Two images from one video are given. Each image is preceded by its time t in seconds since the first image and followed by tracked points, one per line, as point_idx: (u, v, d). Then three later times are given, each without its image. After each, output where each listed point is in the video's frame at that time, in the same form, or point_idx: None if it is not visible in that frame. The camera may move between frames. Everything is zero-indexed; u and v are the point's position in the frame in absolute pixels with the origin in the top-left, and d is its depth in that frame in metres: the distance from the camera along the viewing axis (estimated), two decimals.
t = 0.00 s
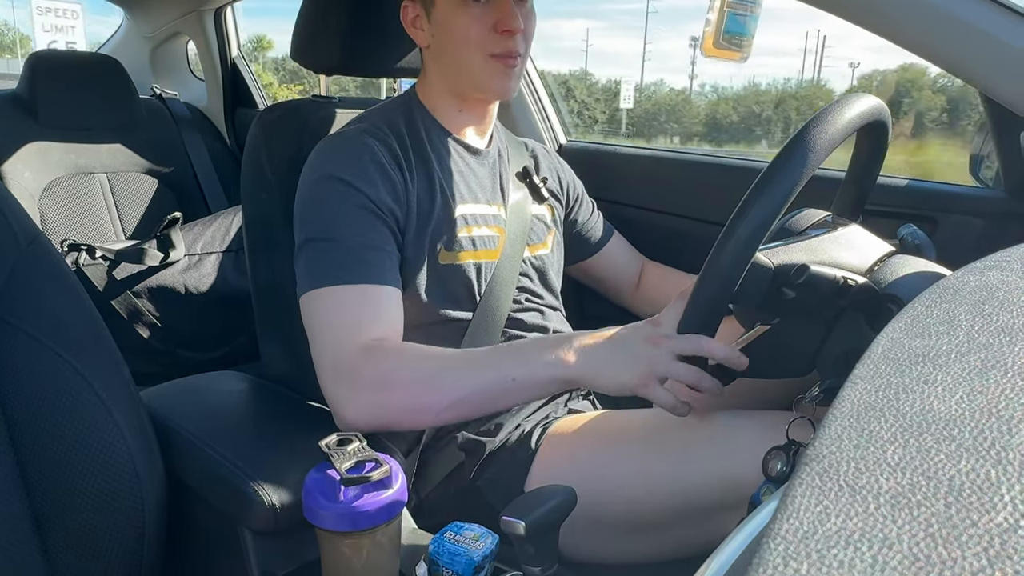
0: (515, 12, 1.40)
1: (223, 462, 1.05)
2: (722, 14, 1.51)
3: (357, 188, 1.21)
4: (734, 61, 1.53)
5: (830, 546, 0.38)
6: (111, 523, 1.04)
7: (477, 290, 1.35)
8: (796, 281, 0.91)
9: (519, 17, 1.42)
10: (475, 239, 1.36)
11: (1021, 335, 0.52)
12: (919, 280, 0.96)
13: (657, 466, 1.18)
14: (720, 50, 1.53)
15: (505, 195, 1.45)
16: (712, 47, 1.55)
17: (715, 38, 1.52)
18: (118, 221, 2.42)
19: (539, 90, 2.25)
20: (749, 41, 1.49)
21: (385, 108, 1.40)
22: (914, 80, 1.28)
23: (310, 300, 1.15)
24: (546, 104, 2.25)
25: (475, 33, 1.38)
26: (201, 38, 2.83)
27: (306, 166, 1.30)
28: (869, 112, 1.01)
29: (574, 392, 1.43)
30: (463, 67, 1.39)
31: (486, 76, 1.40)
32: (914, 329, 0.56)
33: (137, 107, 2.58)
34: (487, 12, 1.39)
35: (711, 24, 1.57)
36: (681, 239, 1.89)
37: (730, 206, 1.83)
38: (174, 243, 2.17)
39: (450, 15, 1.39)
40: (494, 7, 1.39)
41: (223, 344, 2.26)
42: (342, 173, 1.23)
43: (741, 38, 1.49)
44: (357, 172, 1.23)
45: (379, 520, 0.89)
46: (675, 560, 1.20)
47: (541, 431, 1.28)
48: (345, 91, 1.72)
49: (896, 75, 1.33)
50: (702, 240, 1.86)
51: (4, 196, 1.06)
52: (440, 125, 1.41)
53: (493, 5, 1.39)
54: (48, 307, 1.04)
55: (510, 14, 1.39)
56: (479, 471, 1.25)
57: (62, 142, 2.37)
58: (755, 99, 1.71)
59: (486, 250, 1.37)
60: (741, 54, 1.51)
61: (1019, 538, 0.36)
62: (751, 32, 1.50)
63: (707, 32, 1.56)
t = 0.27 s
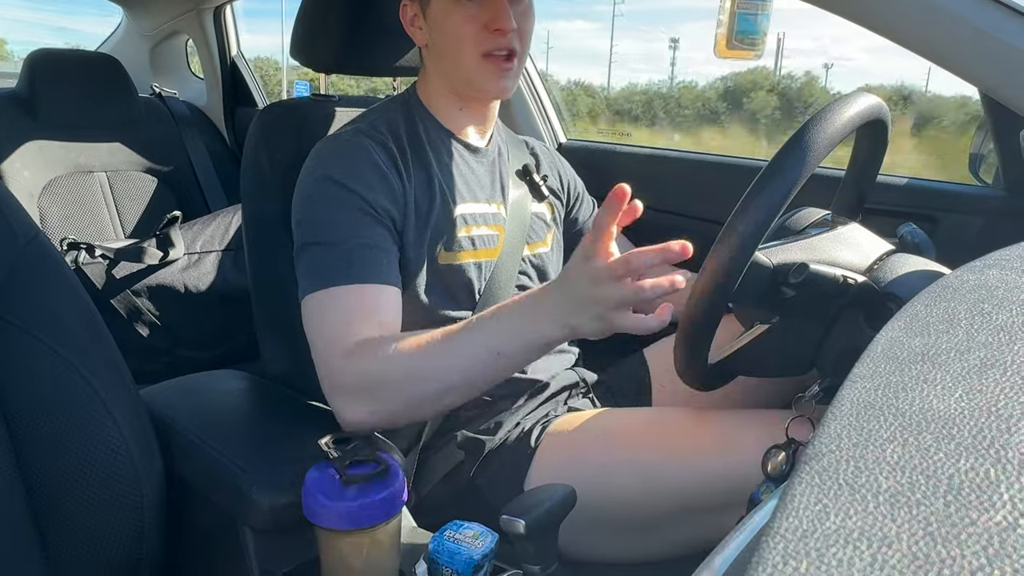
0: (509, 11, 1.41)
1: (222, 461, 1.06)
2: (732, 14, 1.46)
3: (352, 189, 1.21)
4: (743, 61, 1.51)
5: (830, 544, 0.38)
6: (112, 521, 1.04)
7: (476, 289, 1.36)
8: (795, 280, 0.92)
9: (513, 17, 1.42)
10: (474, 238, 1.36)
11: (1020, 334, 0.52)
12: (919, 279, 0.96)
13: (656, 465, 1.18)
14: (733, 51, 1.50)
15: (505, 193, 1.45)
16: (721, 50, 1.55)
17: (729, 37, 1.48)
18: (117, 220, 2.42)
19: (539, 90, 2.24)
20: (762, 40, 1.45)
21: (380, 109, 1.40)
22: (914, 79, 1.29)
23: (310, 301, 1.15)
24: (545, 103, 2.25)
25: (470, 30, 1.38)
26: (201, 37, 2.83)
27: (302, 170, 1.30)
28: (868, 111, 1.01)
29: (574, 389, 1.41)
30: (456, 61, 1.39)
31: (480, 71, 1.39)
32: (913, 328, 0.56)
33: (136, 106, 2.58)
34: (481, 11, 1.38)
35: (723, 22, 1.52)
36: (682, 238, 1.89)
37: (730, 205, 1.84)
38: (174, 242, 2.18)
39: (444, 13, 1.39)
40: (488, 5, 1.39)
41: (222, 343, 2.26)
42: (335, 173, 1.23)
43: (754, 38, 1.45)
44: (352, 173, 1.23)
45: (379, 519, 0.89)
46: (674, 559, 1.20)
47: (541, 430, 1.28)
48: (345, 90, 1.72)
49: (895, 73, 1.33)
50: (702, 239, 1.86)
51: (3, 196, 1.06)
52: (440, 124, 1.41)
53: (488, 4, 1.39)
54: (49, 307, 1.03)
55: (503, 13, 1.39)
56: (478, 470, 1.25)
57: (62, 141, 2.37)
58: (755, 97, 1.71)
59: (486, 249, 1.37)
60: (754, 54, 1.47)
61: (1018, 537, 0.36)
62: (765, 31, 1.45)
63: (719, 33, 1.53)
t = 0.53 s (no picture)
0: (507, 10, 1.41)
1: (223, 463, 1.05)
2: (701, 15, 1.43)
3: (364, 193, 1.22)
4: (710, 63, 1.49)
5: (830, 545, 0.38)
6: (112, 523, 1.04)
7: (478, 292, 1.35)
8: (796, 282, 0.91)
9: (511, 17, 1.43)
10: (478, 241, 1.36)
11: (1021, 335, 0.52)
12: (919, 281, 0.96)
13: (657, 466, 1.18)
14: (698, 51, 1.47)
15: (507, 197, 1.45)
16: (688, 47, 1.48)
17: (695, 39, 1.45)
18: (117, 221, 2.42)
19: (539, 91, 2.25)
20: (730, 43, 1.45)
21: (383, 112, 1.40)
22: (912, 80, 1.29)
23: (317, 307, 1.15)
24: (545, 105, 2.25)
25: (465, 27, 1.39)
26: (201, 38, 2.84)
27: (308, 171, 1.29)
28: (870, 114, 1.01)
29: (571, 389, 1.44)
30: (454, 61, 1.40)
31: (477, 70, 1.40)
32: (914, 329, 0.56)
33: (136, 107, 2.58)
34: (478, 9, 1.39)
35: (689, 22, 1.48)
36: (682, 238, 1.89)
37: (730, 206, 1.84)
38: (174, 243, 2.18)
39: (439, 11, 1.40)
40: (485, 3, 1.40)
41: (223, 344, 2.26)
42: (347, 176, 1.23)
43: (722, 41, 1.45)
44: (364, 177, 1.23)
45: (379, 521, 0.89)
46: (675, 560, 1.20)
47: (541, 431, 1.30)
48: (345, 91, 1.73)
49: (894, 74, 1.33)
50: (701, 240, 1.86)
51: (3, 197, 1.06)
52: (445, 128, 1.41)
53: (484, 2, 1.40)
54: (49, 308, 1.03)
55: (501, 11, 1.40)
56: (479, 471, 1.25)
57: (61, 142, 2.37)
58: (754, 98, 1.70)
59: (489, 253, 1.37)
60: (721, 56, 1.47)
61: (1019, 538, 0.36)
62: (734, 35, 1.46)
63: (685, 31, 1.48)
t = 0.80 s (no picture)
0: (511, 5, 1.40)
1: (222, 463, 1.05)
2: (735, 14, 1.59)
3: (359, 192, 1.21)
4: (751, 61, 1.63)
5: (829, 546, 0.38)
6: (111, 523, 1.04)
7: (476, 290, 1.35)
8: (795, 282, 0.91)
9: (515, 12, 1.42)
10: (475, 239, 1.36)
11: (1020, 336, 0.52)
12: (918, 281, 0.96)
13: (656, 466, 1.18)
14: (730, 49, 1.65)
15: (505, 194, 1.45)
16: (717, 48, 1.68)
17: (725, 38, 1.65)
18: (117, 221, 2.41)
19: (538, 91, 2.25)
20: (761, 40, 1.59)
21: (381, 109, 1.40)
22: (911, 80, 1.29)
23: (312, 305, 1.15)
24: (545, 105, 2.25)
25: (469, 23, 1.38)
26: (201, 38, 2.84)
27: (305, 168, 1.29)
28: (868, 112, 1.01)
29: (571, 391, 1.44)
30: (456, 57, 1.39)
31: (479, 66, 1.39)
32: (913, 329, 0.56)
33: (135, 107, 2.58)
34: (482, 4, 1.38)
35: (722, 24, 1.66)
36: (681, 239, 1.89)
37: (729, 207, 1.84)
38: (174, 243, 2.17)
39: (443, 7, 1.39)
40: None
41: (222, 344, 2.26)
42: (341, 175, 1.23)
43: (754, 37, 1.59)
44: (359, 176, 1.23)
45: (378, 521, 0.89)
46: (674, 560, 1.20)
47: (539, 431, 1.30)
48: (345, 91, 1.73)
49: (893, 75, 1.33)
50: (701, 240, 1.86)
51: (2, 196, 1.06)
52: (439, 125, 1.41)
53: None
54: (48, 307, 1.03)
55: (504, 5, 1.39)
56: (478, 470, 1.25)
57: (60, 142, 2.37)
58: (753, 98, 1.71)
59: (485, 250, 1.37)
60: (758, 52, 1.61)
61: (1017, 539, 0.36)
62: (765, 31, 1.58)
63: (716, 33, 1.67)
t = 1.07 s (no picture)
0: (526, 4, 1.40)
1: (222, 462, 1.05)
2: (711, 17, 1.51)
3: (360, 191, 1.21)
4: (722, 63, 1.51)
5: (829, 545, 0.38)
6: (110, 522, 1.04)
7: (477, 289, 1.35)
8: (795, 282, 0.91)
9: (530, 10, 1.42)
10: (476, 239, 1.36)
11: (1020, 335, 0.52)
12: (918, 281, 0.96)
13: (656, 466, 1.19)
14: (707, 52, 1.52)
15: (505, 193, 1.45)
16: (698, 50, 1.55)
17: (703, 41, 1.52)
18: (117, 221, 2.41)
19: (539, 91, 2.25)
20: (737, 45, 1.49)
21: (381, 109, 1.40)
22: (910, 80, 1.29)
23: (313, 305, 1.15)
24: (545, 106, 2.26)
25: (488, 25, 1.38)
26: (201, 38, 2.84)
27: (306, 168, 1.29)
28: (869, 112, 1.01)
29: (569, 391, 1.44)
30: (468, 58, 1.39)
31: (493, 68, 1.39)
32: (913, 329, 0.56)
33: (135, 107, 2.57)
34: (499, 5, 1.38)
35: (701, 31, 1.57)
36: (681, 239, 1.89)
37: (729, 206, 1.84)
38: (174, 243, 2.17)
39: (457, 9, 1.38)
40: None
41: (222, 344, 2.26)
42: (341, 175, 1.23)
43: (730, 42, 1.49)
44: (360, 175, 1.23)
45: (378, 520, 0.89)
46: (674, 559, 1.20)
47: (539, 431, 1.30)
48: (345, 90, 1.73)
49: (892, 75, 1.33)
50: (701, 240, 1.86)
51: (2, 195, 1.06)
52: (441, 124, 1.41)
53: None
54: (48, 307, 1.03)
55: (522, 6, 1.39)
56: (478, 470, 1.25)
57: (60, 142, 2.37)
58: (753, 98, 1.71)
59: (486, 249, 1.37)
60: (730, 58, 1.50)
61: (1017, 538, 0.36)
62: (741, 37, 1.49)
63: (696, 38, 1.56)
